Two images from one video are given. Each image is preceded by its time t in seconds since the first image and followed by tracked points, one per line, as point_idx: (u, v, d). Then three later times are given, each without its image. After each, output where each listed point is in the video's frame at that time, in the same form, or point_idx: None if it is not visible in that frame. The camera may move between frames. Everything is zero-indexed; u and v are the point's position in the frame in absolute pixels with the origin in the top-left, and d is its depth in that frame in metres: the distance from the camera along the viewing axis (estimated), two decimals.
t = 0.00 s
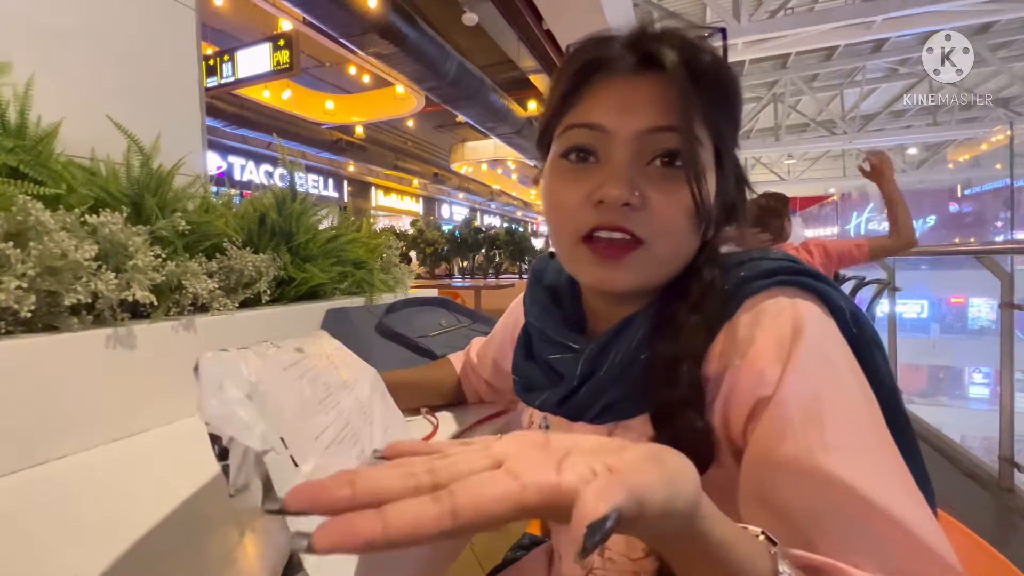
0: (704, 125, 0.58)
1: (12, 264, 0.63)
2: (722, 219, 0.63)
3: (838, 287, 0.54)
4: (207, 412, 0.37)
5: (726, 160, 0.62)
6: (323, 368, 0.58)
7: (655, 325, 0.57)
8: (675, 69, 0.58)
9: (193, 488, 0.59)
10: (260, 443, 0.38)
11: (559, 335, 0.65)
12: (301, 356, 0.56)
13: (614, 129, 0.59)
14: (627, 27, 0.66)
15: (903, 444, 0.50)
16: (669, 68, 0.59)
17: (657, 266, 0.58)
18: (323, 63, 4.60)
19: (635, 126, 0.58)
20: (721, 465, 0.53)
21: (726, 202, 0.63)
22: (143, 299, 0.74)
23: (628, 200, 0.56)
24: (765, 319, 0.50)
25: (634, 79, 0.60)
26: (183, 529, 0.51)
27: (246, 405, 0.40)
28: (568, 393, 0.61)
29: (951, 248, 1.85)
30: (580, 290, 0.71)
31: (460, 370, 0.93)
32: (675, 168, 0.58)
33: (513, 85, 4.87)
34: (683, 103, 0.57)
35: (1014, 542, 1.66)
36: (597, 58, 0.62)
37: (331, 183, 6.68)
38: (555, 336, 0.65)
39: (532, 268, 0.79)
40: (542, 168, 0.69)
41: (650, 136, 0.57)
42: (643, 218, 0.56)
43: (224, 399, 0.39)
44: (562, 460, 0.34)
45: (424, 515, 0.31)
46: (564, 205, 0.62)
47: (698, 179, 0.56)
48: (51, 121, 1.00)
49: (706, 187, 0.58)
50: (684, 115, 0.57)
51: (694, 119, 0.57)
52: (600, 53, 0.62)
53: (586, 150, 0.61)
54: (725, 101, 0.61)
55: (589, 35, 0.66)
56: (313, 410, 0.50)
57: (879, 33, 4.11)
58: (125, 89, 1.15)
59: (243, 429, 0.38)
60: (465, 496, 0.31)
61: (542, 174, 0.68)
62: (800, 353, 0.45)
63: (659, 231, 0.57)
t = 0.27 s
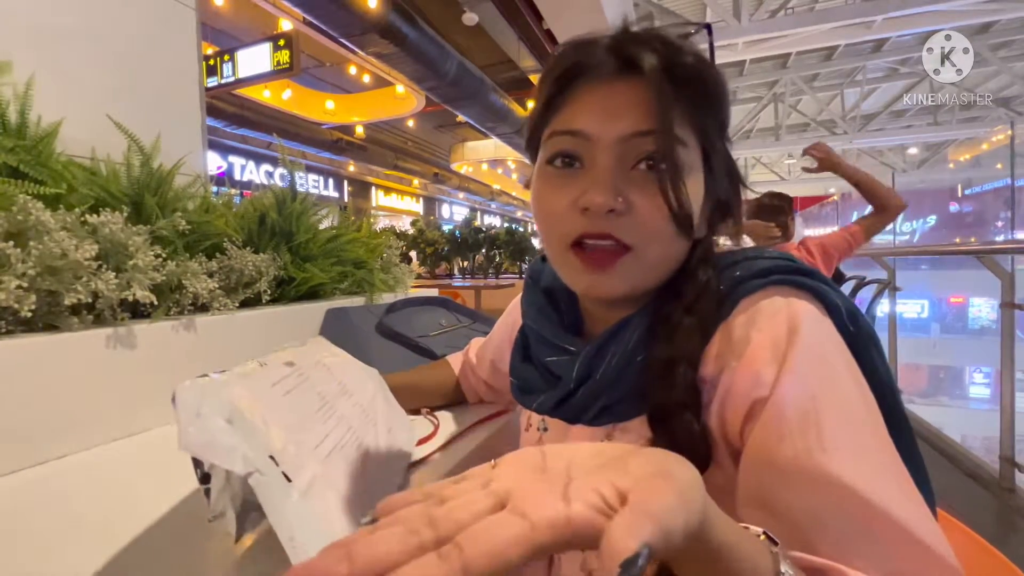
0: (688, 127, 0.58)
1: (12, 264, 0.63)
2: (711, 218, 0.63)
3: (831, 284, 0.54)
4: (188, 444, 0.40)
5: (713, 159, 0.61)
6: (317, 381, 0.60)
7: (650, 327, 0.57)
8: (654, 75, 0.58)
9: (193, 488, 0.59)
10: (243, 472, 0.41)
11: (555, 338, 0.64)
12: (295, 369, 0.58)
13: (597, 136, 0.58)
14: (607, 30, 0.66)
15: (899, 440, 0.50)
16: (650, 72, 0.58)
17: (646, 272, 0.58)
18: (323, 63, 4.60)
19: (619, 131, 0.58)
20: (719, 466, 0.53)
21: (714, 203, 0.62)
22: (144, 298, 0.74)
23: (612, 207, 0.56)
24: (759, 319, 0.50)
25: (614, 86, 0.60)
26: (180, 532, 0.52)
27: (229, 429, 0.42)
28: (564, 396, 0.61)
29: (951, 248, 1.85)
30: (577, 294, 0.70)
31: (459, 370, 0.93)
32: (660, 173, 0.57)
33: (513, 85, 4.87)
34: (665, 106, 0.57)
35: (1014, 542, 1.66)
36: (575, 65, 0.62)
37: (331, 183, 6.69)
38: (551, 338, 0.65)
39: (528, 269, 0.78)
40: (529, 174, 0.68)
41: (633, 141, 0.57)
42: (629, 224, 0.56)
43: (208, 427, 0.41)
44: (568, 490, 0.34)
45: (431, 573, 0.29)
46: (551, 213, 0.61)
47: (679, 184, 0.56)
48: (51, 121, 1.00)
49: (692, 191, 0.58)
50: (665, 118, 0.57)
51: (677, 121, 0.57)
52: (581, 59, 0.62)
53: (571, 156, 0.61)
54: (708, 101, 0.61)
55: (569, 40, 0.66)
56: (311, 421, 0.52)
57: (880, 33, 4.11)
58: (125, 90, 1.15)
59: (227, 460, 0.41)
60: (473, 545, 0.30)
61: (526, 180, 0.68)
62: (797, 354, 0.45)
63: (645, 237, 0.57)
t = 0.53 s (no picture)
0: (676, 127, 0.58)
1: (14, 264, 0.63)
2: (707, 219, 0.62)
3: (828, 283, 0.54)
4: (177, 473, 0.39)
5: (705, 159, 0.61)
6: (314, 394, 0.60)
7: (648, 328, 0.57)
8: (637, 77, 0.58)
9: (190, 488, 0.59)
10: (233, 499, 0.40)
11: (555, 338, 0.65)
12: (290, 383, 0.58)
13: (585, 138, 0.58)
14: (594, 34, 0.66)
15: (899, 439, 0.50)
16: (633, 75, 0.58)
17: (637, 272, 0.58)
18: (324, 63, 4.61)
19: (605, 133, 0.58)
20: (719, 467, 0.53)
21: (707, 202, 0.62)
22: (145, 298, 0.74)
23: (600, 210, 0.56)
24: (757, 322, 0.50)
25: (600, 89, 0.59)
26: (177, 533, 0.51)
27: (220, 461, 0.41)
28: (564, 397, 0.61)
29: (952, 248, 1.85)
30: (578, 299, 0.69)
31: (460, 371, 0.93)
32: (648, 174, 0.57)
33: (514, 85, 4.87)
34: (650, 107, 0.57)
35: (1015, 542, 1.66)
36: (562, 69, 0.62)
37: (331, 183, 6.69)
38: (549, 339, 0.65)
39: (528, 270, 0.78)
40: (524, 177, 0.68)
41: (621, 144, 0.57)
42: (617, 227, 0.56)
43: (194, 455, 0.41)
44: (566, 514, 0.34)
45: None
46: (543, 216, 0.62)
47: (666, 185, 0.56)
48: (52, 121, 1.00)
49: (681, 191, 0.57)
50: (651, 119, 0.56)
51: (662, 121, 0.57)
52: (568, 63, 0.61)
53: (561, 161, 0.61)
54: (697, 100, 0.60)
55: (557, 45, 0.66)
56: (305, 437, 0.52)
57: (881, 33, 4.10)
58: (126, 90, 1.15)
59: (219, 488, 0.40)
60: None
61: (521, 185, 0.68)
62: (796, 354, 0.45)
63: (634, 239, 0.57)
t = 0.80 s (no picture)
0: (649, 121, 0.57)
1: (16, 263, 0.63)
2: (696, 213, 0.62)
3: (834, 283, 0.53)
4: (212, 466, 0.41)
5: (686, 151, 0.59)
6: (323, 397, 0.61)
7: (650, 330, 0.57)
8: (604, 76, 0.59)
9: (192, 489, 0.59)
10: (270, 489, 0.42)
11: (559, 335, 0.66)
12: (300, 387, 0.60)
13: (560, 137, 0.60)
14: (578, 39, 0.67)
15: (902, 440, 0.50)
16: (599, 76, 0.59)
17: (615, 263, 0.58)
18: (326, 63, 4.61)
19: (578, 131, 0.59)
20: (720, 469, 0.53)
21: (692, 195, 0.61)
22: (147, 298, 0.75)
23: (571, 204, 0.57)
24: (754, 321, 0.50)
25: (574, 89, 0.61)
26: (182, 535, 0.52)
27: (252, 452, 0.44)
28: (565, 395, 0.62)
29: (954, 248, 1.85)
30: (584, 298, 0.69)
31: (465, 369, 0.93)
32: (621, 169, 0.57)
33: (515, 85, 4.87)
34: (618, 104, 0.57)
35: (1018, 542, 1.66)
36: (544, 75, 0.64)
37: (333, 183, 6.70)
38: (554, 335, 0.66)
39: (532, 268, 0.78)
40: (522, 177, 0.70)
41: (592, 141, 0.58)
42: (590, 220, 0.57)
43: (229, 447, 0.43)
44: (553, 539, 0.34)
45: None
46: (530, 213, 0.63)
47: (635, 179, 0.56)
48: (55, 121, 1.01)
49: (654, 184, 0.57)
50: (618, 115, 0.57)
51: (629, 116, 0.57)
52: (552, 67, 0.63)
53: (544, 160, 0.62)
54: (675, 92, 0.59)
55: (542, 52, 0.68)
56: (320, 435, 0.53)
57: (883, 33, 4.10)
58: (128, 90, 1.16)
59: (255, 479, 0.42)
60: None
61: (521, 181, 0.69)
62: (798, 352, 0.45)
63: (608, 230, 0.57)
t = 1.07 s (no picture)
0: (607, 133, 0.56)
1: (20, 262, 0.63)
2: (683, 214, 0.61)
3: (839, 289, 0.53)
4: (229, 465, 0.41)
5: (657, 154, 0.57)
6: (333, 389, 0.61)
7: (654, 324, 0.59)
8: (557, 97, 0.60)
9: (194, 486, 0.60)
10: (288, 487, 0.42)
11: (569, 327, 0.68)
12: (308, 383, 0.58)
13: (535, 153, 0.62)
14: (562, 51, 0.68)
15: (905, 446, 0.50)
16: (555, 95, 0.60)
17: (590, 270, 0.60)
18: (328, 62, 4.62)
19: (545, 148, 0.61)
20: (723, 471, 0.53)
21: (675, 197, 0.60)
22: (149, 297, 0.75)
23: (545, 217, 0.60)
24: (751, 326, 0.51)
25: (542, 108, 0.63)
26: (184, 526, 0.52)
27: (264, 449, 0.43)
28: (572, 386, 0.64)
29: (958, 249, 1.84)
30: (593, 297, 0.72)
31: (475, 366, 0.93)
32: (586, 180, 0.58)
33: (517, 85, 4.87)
34: (571, 122, 0.58)
35: (1021, 545, 1.65)
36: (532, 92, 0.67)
37: (334, 182, 6.71)
38: (565, 328, 0.68)
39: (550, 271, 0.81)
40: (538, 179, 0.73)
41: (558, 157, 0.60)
42: (564, 230, 0.60)
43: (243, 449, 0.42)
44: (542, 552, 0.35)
45: None
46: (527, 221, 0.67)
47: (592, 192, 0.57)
48: (59, 121, 1.01)
49: (617, 197, 0.57)
50: (571, 131, 0.57)
51: (582, 134, 0.57)
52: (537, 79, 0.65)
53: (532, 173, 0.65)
54: (637, 98, 0.57)
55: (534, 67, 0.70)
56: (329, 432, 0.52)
57: (886, 32, 4.09)
58: (131, 90, 1.16)
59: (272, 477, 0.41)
60: None
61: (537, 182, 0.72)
62: (793, 351, 0.45)
63: (580, 239, 0.59)
